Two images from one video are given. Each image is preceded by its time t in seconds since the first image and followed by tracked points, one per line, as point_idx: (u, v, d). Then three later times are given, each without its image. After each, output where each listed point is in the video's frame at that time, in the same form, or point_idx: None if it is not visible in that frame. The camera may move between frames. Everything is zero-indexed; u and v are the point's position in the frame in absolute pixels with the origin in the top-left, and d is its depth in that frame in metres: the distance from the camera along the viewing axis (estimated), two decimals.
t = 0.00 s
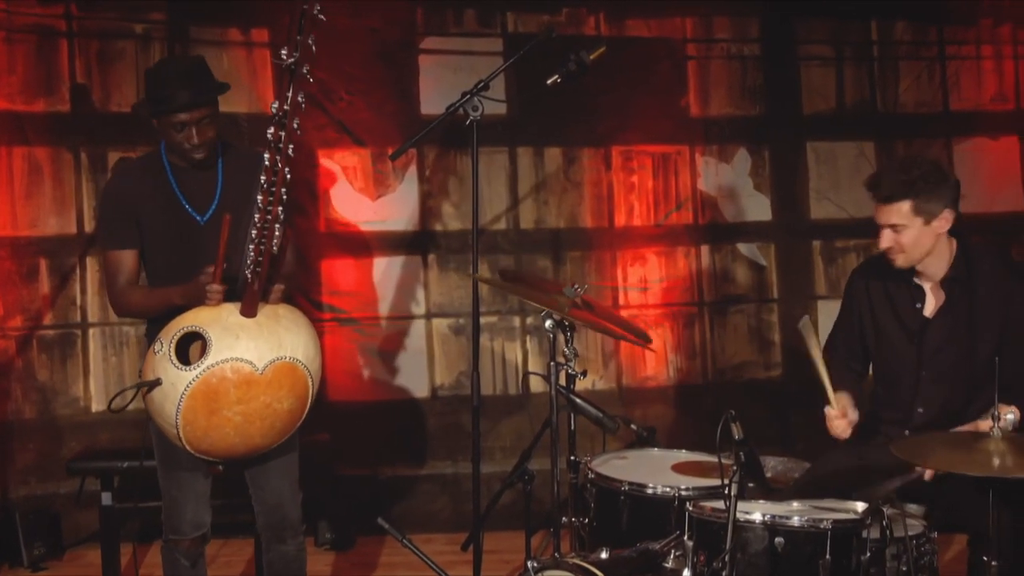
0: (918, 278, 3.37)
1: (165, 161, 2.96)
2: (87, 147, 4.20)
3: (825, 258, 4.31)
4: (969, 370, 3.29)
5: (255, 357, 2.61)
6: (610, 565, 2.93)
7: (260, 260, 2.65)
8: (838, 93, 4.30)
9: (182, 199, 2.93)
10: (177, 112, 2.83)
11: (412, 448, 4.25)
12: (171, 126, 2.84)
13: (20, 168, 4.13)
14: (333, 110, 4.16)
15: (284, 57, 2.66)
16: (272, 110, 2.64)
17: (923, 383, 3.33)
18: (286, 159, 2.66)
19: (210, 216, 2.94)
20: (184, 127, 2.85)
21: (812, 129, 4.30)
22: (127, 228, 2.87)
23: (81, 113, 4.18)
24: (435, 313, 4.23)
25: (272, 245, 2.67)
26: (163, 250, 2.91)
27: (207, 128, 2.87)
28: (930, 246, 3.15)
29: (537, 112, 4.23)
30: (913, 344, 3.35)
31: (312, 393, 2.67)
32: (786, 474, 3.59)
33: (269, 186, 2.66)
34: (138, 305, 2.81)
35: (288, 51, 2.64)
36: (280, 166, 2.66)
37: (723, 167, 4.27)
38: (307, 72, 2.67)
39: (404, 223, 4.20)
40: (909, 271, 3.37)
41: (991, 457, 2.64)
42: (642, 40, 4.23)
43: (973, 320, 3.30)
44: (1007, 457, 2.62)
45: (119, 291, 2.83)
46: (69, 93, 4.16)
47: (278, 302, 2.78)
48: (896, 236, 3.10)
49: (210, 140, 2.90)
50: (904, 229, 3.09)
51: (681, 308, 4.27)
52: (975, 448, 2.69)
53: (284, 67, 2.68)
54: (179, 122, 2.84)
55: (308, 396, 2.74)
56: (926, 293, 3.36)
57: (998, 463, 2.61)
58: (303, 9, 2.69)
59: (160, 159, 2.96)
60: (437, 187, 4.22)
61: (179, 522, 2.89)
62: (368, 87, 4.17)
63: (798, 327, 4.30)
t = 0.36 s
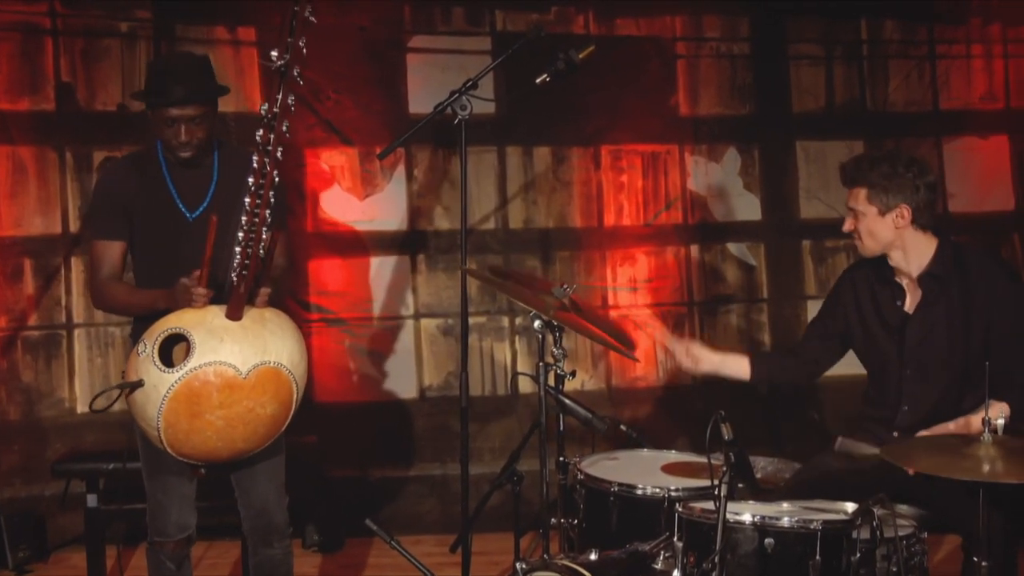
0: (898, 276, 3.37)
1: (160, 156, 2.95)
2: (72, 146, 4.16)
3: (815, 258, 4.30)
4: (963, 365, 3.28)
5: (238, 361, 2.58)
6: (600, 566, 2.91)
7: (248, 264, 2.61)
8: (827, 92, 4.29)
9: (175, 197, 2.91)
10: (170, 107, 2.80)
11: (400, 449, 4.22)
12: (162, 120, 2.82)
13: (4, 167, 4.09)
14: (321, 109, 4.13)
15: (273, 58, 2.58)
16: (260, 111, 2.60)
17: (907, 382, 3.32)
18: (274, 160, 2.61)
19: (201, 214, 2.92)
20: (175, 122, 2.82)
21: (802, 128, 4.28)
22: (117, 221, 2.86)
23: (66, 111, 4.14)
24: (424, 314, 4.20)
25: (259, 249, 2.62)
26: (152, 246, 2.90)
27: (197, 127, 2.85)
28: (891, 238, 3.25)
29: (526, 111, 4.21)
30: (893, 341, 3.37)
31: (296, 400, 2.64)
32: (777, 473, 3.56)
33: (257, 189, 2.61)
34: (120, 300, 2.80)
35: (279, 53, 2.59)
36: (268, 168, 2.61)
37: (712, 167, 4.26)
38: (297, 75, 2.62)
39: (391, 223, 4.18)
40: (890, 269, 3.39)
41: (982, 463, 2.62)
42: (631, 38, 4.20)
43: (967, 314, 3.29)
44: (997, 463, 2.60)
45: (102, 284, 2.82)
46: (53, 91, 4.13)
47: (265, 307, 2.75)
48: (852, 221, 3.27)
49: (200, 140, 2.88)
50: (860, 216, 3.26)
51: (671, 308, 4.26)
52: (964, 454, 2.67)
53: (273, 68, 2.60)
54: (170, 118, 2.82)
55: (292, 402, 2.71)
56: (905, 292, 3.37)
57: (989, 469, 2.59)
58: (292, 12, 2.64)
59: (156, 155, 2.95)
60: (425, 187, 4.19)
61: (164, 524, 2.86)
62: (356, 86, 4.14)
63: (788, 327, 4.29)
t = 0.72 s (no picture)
0: (896, 271, 3.35)
1: (150, 156, 2.92)
2: (56, 145, 4.13)
3: (805, 258, 4.28)
4: (946, 366, 3.28)
5: (220, 362, 2.55)
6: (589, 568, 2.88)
7: (230, 265, 2.57)
8: (817, 91, 4.27)
9: (164, 198, 2.89)
10: (166, 108, 2.77)
11: (388, 451, 4.19)
12: (158, 121, 2.79)
13: None
14: (308, 108, 4.10)
15: (248, 56, 2.51)
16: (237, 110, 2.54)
17: (900, 378, 3.31)
18: (252, 158, 2.58)
19: (190, 214, 2.89)
20: (171, 123, 2.79)
21: (791, 128, 4.27)
22: (106, 222, 2.84)
23: (51, 110, 4.11)
24: (412, 314, 4.18)
25: (240, 247, 2.58)
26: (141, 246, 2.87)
27: (194, 128, 2.82)
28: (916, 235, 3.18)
29: (515, 111, 4.18)
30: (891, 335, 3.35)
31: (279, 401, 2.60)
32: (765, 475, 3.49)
33: (236, 188, 2.57)
34: (108, 301, 2.77)
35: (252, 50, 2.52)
36: (246, 168, 2.57)
37: (702, 165, 4.24)
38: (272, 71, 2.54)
39: (378, 221, 4.15)
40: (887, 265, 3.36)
41: (971, 457, 2.60)
42: (620, 37, 4.19)
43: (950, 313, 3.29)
44: (986, 456, 2.59)
45: (90, 284, 2.80)
46: (38, 90, 4.10)
47: (249, 307, 2.71)
48: (886, 223, 3.14)
49: (195, 141, 2.85)
50: (894, 216, 3.13)
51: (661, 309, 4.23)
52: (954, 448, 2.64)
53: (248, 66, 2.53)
54: (165, 119, 2.79)
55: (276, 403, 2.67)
56: (905, 287, 3.34)
57: (978, 463, 2.57)
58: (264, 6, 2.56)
59: (145, 154, 2.93)
60: (414, 187, 4.17)
61: (151, 527, 2.84)
62: (343, 84, 4.11)
63: (778, 327, 4.27)
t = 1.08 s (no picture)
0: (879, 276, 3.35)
1: (135, 155, 2.89)
2: (41, 144, 4.09)
3: (795, 257, 4.26)
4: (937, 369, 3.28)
5: (205, 363, 2.52)
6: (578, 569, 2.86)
7: (212, 265, 2.55)
8: (807, 90, 4.26)
9: (148, 199, 2.85)
10: (147, 109, 2.75)
11: (376, 452, 4.16)
12: (139, 122, 2.76)
13: None
14: (294, 107, 4.07)
15: (229, 53, 2.48)
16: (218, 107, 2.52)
17: (888, 381, 3.31)
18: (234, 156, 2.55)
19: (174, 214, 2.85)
20: (152, 123, 2.77)
21: (781, 127, 4.25)
22: (90, 223, 2.81)
23: (35, 109, 4.07)
24: (400, 315, 4.15)
25: (223, 247, 2.56)
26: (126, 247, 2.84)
27: (177, 126, 2.79)
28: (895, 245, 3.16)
29: (503, 110, 4.16)
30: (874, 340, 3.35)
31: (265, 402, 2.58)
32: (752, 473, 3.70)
33: (218, 187, 2.54)
34: (92, 302, 2.74)
35: (234, 46, 2.48)
36: (228, 166, 2.54)
37: (692, 165, 4.22)
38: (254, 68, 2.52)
39: (366, 220, 4.12)
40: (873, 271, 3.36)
41: (962, 456, 2.58)
42: (608, 35, 4.16)
43: (941, 315, 3.28)
44: (977, 455, 2.57)
45: (75, 286, 2.77)
46: (22, 89, 4.06)
47: (233, 307, 2.68)
48: (863, 240, 3.10)
49: (179, 140, 2.82)
50: (870, 233, 3.09)
51: (651, 309, 4.21)
52: (944, 447, 2.62)
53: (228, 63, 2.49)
54: (147, 119, 2.76)
55: (262, 404, 2.64)
56: (887, 291, 3.35)
57: (969, 462, 2.55)
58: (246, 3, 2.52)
59: (130, 153, 2.89)
60: (402, 186, 4.14)
61: (136, 529, 2.80)
62: (331, 83, 4.09)
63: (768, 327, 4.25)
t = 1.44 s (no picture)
0: (880, 274, 3.32)
1: (114, 155, 2.87)
2: (25, 143, 4.05)
3: (784, 257, 4.24)
4: (925, 371, 3.29)
5: (187, 359, 2.50)
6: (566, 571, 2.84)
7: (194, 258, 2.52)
8: (796, 89, 4.24)
9: (128, 200, 2.83)
10: (127, 106, 2.73)
11: (364, 454, 4.13)
12: (119, 119, 2.75)
13: None
14: (281, 105, 4.05)
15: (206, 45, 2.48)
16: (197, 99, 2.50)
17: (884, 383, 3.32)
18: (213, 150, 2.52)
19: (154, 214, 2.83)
20: (132, 121, 2.75)
21: (770, 127, 4.23)
22: (70, 225, 2.78)
23: (19, 108, 4.03)
24: (388, 315, 4.13)
25: (203, 242, 2.53)
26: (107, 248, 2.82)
27: (157, 125, 2.78)
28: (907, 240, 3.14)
29: (491, 109, 4.13)
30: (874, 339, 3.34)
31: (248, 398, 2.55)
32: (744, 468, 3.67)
33: (198, 181, 2.52)
34: (73, 302, 2.71)
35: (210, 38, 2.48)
36: (207, 159, 2.51)
37: (681, 164, 4.20)
38: (231, 59, 2.51)
39: (354, 221, 4.10)
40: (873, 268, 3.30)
41: (951, 463, 2.57)
42: (597, 34, 4.15)
43: (929, 322, 3.29)
44: (967, 462, 2.55)
45: (55, 287, 2.73)
46: (6, 88, 4.02)
47: (215, 304, 2.65)
48: (890, 231, 3.04)
49: (159, 138, 2.81)
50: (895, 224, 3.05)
51: (640, 308, 4.19)
52: (934, 453, 2.61)
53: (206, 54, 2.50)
54: (127, 117, 2.75)
55: (245, 401, 2.62)
56: (888, 290, 3.32)
57: (958, 468, 2.54)
58: None
59: (108, 153, 2.87)
60: (390, 186, 4.12)
61: (119, 532, 2.78)
62: (318, 82, 4.07)
63: (757, 327, 4.23)
